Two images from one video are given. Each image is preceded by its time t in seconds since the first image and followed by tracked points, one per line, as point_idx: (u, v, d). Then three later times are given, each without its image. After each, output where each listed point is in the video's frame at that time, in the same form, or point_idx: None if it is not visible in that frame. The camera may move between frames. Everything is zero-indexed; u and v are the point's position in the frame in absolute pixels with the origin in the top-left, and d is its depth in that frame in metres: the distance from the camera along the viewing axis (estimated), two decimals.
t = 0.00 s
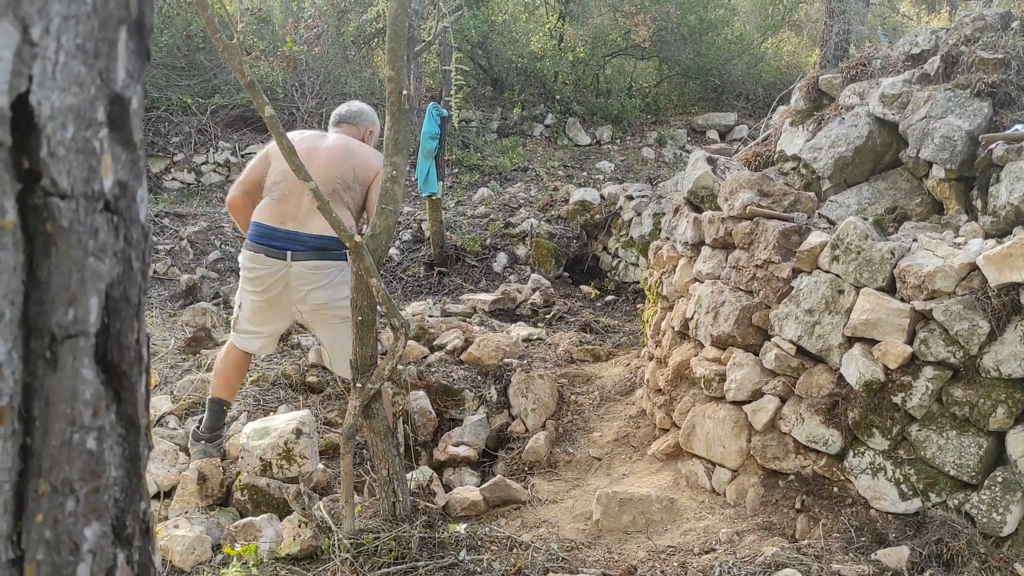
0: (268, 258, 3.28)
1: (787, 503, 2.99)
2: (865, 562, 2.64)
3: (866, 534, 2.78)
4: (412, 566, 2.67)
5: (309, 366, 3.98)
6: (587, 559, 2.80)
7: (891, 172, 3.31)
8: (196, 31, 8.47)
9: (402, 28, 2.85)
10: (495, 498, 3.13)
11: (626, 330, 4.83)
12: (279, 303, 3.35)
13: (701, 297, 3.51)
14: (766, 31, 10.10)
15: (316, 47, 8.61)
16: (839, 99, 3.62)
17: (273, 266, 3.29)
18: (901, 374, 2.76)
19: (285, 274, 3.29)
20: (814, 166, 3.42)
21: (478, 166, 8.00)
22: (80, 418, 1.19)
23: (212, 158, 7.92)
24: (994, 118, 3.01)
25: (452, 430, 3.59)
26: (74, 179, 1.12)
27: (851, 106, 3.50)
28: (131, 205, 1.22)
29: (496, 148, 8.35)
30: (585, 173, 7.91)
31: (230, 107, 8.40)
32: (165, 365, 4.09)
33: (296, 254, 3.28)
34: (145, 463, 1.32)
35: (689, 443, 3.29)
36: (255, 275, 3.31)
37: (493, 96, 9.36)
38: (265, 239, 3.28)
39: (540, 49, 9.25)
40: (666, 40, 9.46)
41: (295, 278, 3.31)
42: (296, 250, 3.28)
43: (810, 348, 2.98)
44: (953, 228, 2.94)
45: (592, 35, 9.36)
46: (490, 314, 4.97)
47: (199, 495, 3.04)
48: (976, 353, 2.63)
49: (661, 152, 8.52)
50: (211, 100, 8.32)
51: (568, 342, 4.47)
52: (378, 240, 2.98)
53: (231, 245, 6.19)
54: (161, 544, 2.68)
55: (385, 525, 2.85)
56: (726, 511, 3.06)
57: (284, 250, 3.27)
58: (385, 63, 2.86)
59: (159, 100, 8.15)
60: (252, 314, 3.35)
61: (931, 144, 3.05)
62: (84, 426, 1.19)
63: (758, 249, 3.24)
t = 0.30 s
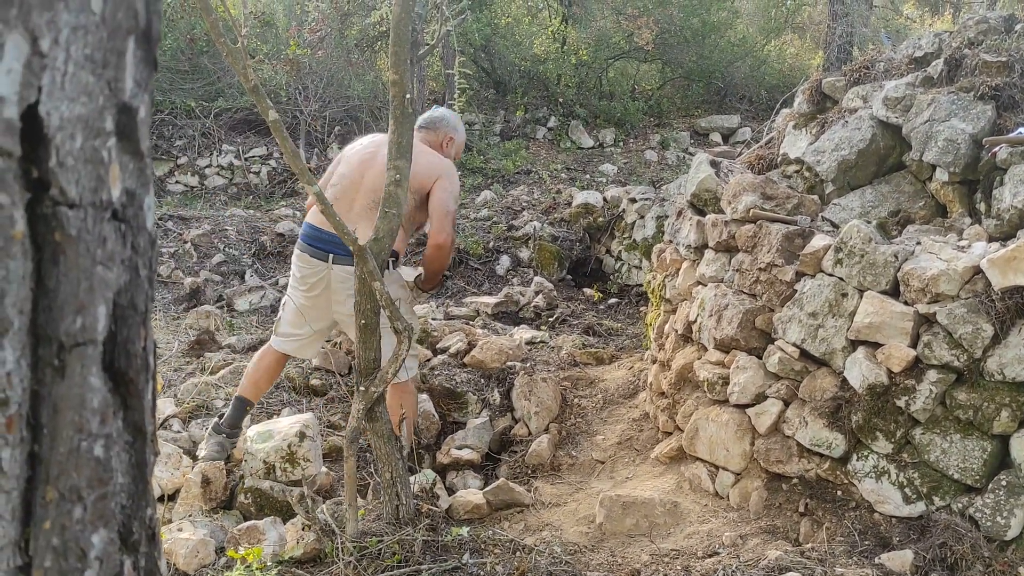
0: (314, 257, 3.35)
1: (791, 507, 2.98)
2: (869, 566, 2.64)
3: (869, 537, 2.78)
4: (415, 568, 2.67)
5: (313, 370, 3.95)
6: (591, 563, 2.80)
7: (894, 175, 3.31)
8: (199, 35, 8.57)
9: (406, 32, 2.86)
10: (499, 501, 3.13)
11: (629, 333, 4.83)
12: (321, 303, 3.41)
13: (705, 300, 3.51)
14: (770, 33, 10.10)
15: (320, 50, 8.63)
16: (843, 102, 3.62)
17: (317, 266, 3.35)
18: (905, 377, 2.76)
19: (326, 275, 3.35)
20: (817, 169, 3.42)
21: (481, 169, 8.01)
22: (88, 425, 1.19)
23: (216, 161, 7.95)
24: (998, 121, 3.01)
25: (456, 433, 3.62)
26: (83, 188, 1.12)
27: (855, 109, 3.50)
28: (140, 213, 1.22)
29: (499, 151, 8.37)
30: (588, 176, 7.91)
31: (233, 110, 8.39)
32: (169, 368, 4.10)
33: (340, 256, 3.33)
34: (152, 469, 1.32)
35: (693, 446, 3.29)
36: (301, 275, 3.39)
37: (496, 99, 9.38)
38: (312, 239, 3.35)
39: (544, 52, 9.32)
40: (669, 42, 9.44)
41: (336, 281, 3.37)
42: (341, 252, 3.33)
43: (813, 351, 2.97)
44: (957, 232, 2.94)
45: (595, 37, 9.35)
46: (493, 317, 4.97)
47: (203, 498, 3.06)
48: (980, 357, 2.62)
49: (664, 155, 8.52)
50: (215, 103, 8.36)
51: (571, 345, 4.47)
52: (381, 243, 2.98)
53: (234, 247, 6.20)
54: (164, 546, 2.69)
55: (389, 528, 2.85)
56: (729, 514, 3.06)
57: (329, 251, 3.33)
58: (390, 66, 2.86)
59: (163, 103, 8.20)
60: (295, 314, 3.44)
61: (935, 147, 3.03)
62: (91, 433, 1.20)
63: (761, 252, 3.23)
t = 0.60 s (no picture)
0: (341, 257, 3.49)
1: (791, 512, 2.98)
2: (870, 572, 2.64)
3: (870, 543, 2.77)
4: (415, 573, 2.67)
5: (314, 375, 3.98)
6: (591, 568, 2.80)
7: (895, 180, 3.31)
8: (201, 40, 8.50)
9: (407, 37, 2.86)
10: (499, 506, 3.13)
11: (630, 338, 4.83)
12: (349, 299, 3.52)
13: (705, 304, 3.50)
14: (770, 38, 10.10)
15: (321, 54, 8.66)
16: (843, 107, 3.63)
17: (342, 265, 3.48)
18: (905, 382, 2.75)
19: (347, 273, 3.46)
20: (817, 174, 3.42)
21: (482, 174, 8.02)
22: (85, 433, 1.19)
23: (217, 166, 7.98)
24: (998, 127, 3.01)
25: (456, 438, 3.62)
26: (81, 197, 1.13)
27: (855, 114, 3.50)
28: (138, 220, 1.22)
29: (500, 156, 8.38)
30: (589, 180, 7.92)
31: (234, 115, 8.48)
32: (170, 373, 4.10)
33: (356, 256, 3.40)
34: (150, 477, 1.31)
35: (693, 451, 3.28)
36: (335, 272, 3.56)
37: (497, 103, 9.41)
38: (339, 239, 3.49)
39: (545, 57, 9.33)
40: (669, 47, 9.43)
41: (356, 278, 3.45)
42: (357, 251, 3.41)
43: (814, 356, 2.97)
44: (958, 236, 2.93)
45: (596, 41, 9.35)
46: (494, 322, 4.97)
47: (203, 503, 3.08)
48: (980, 362, 2.62)
49: (665, 160, 8.53)
50: (217, 108, 8.40)
51: (571, 350, 4.47)
52: (382, 248, 2.99)
53: (235, 252, 6.21)
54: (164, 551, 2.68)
55: (389, 533, 2.85)
56: (730, 520, 3.05)
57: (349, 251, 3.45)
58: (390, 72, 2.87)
59: (165, 108, 8.23)
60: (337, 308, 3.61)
61: (935, 152, 3.04)
62: (88, 441, 1.19)
63: (762, 257, 3.23)
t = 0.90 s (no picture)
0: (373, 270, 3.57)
1: (787, 520, 2.98)
2: None
3: (866, 550, 2.77)
4: None
5: (309, 381, 3.95)
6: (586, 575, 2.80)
7: (890, 188, 3.32)
8: (198, 46, 8.63)
9: (403, 44, 2.86)
10: (494, 513, 3.11)
11: (626, 345, 4.83)
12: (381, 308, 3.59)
13: (701, 311, 3.51)
14: (767, 46, 10.13)
15: (318, 61, 8.68)
16: (838, 115, 3.63)
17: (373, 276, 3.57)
18: (901, 390, 2.75)
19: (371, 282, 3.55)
20: (813, 181, 3.43)
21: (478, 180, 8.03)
22: (77, 441, 1.19)
23: (213, 172, 7.98)
24: (993, 134, 3.02)
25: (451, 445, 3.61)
26: (73, 205, 1.12)
27: (851, 122, 3.51)
28: (131, 229, 1.22)
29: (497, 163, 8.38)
30: (585, 188, 7.92)
31: (230, 122, 8.47)
32: (165, 380, 4.09)
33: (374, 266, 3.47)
34: (143, 485, 1.31)
35: (689, 458, 3.28)
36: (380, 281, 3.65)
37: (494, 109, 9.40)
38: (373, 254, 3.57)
39: (541, 64, 9.25)
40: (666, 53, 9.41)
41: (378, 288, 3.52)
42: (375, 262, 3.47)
43: (810, 363, 2.97)
44: (953, 244, 2.94)
45: (592, 49, 9.37)
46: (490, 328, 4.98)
47: (197, 511, 3.04)
48: (976, 369, 2.62)
49: (661, 167, 8.54)
50: (213, 115, 8.43)
51: (567, 356, 4.47)
52: (378, 254, 2.99)
53: (231, 258, 6.20)
54: (159, 559, 2.66)
55: (384, 541, 2.85)
56: (726, 527, 3.05)
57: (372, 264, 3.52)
58: (386, 80, 2.88)
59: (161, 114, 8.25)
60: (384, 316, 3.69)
61: (930, 159, 3.04)
62: (80, 449, 1.19)
63: (758, 264, 3.23)
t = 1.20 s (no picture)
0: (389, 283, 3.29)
1: (767, 532, 2.98)
2: None
3: (846, 563, 2.77)
4: None
5: (289, 394, 3.93)
6: None
7: (868, 203, 3.35)
8: (178, 57, 8.82)
9: (386, 57, 2.86)
10: (475, 527, 3.10)
11: (607, 357, 4.84)
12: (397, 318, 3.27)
13: (682, 325, 3.52)
14: (747, 61, 10.26)
15: (300, 72, 8.70)
16: (817, 130, 3.68)
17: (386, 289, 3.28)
18: (879, 404, 2.77)
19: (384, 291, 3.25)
20: (793, 196, 3.46)
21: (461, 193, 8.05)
22: (55, 457, 1.17)
23: (194, 183, 7.95)
24: (969, 151, 3.06)
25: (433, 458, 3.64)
26: (54, 219, 1.11)
27: (829, 138, 3.55)
28: (111, 242, 1.21)
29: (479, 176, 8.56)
30: (567, 201, 7.95)
31: (212, 132, 8.53)
32: (142, 393, 4.05)
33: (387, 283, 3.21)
34: (121, 500, 1.30)
35: (670, 471, 3.29)
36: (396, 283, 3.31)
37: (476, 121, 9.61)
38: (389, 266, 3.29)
39: (523, 78, 9.30)
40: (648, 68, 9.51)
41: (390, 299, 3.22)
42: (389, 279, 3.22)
43: (789, 377, 2.99)
44: (929, 259, 2.97)
45: (574, 62, 9.42)
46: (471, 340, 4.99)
47: (175, 524, 3.04)
48: (953, 383, 2.64)
49: (643, 180, 8.59)
50: (194, 126, 8.49)
51: (549, 369, 4.48)
52: (359, 267, 2.98)
53: (211, 270, 6.16)
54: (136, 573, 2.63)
55: (365, 555, 2.84)
56: (706, 540, 3.05)
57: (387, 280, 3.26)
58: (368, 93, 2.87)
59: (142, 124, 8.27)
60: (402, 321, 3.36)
61: (908, 175, 3.08)
62: (58, 465, 1.18)
63: (738, 278, 3.25)
